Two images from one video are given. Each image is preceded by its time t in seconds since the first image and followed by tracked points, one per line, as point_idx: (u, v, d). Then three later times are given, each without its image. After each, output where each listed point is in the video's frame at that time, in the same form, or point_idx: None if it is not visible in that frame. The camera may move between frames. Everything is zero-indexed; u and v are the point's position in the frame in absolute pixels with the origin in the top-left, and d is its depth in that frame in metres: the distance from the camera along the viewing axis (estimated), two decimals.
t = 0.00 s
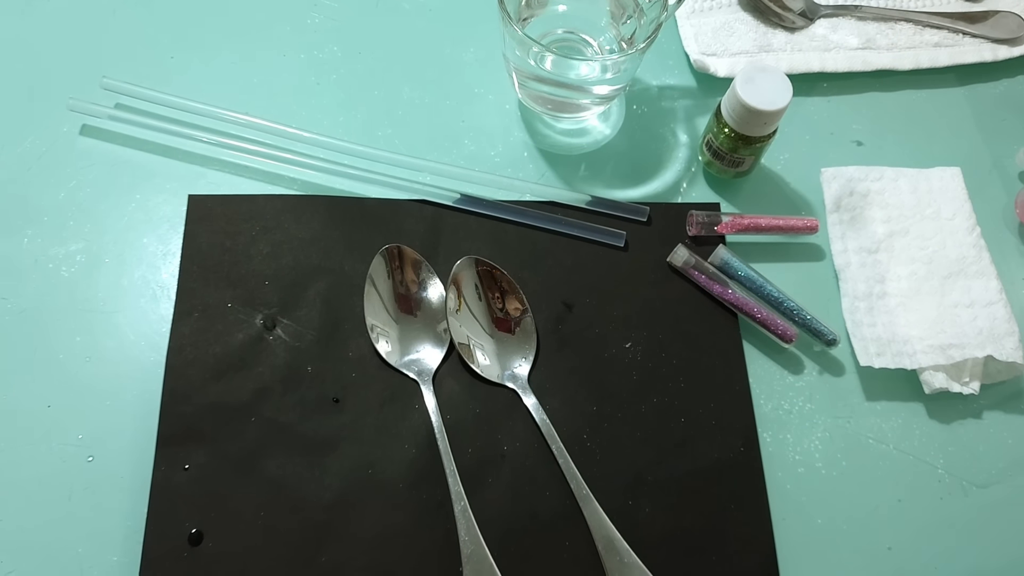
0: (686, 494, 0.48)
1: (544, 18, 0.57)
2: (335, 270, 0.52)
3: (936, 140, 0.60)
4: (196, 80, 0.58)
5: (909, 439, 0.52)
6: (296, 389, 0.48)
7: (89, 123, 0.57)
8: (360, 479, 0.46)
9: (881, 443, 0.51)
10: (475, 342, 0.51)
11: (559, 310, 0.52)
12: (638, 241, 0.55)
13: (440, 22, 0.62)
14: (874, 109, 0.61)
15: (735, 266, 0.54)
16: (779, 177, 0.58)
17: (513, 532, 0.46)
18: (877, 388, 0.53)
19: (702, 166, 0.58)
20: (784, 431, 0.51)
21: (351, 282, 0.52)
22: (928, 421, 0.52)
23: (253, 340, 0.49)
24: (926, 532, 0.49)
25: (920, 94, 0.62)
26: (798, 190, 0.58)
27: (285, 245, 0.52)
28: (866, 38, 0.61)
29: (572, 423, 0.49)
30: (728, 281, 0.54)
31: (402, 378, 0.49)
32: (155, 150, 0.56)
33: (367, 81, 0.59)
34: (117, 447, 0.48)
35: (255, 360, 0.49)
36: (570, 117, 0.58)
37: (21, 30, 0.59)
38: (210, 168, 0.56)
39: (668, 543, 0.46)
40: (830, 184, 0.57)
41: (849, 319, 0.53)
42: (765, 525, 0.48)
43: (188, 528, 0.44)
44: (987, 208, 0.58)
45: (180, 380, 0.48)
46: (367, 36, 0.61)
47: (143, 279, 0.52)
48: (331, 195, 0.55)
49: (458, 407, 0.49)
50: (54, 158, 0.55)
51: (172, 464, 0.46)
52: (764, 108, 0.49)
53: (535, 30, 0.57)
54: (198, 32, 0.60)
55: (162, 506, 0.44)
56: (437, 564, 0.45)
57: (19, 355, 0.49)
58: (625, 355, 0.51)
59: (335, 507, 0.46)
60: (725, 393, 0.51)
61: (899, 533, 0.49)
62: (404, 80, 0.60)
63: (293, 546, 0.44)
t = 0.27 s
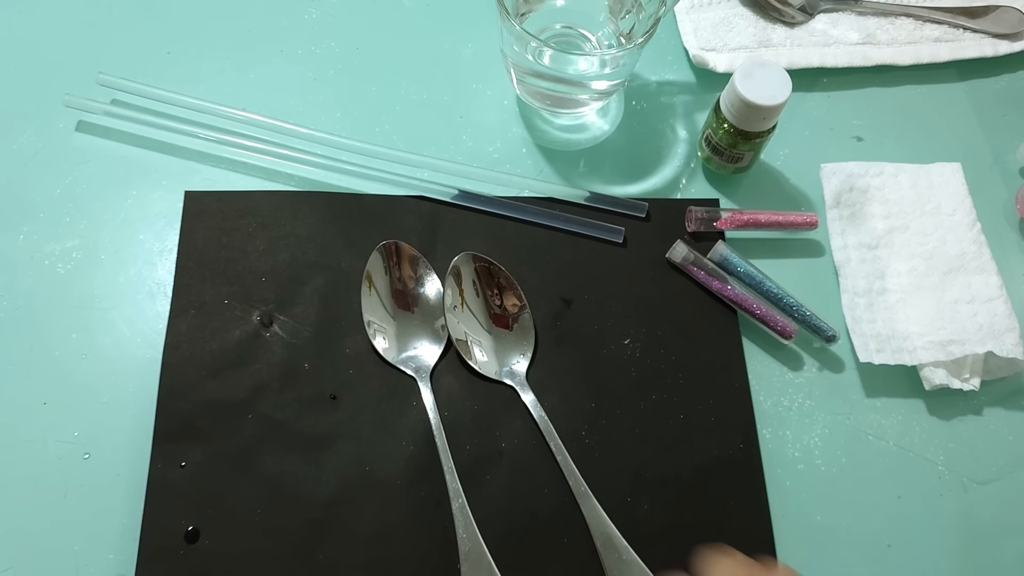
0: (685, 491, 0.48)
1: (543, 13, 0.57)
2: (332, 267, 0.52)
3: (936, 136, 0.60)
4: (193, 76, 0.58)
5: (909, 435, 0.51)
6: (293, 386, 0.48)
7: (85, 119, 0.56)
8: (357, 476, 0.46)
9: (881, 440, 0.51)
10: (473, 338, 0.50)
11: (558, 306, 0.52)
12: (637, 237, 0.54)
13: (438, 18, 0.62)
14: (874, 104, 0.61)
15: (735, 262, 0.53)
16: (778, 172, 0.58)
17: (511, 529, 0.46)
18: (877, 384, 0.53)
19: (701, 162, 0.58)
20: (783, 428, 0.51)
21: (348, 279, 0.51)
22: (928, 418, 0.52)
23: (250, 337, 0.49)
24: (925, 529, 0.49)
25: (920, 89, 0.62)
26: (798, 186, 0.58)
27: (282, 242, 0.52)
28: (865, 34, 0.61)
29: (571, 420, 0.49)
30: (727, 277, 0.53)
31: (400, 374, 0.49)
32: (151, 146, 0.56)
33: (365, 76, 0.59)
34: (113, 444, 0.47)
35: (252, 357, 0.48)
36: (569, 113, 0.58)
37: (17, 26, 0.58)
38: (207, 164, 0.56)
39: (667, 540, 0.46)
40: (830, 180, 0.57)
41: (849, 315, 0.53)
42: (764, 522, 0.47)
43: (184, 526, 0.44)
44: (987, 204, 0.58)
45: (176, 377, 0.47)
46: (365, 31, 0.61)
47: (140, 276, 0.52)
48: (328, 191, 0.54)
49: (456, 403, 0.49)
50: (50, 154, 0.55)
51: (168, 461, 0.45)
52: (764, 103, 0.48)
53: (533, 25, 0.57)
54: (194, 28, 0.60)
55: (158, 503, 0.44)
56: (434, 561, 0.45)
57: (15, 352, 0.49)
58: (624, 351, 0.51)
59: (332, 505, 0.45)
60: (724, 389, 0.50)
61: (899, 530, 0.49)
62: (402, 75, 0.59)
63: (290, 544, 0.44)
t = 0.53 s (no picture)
0: (685, 489, 0.47)
1: (541, 10, 0.57)
2: (331, 265, 0.51)
3: (936, 132, 0.60)
4: (191, 74, 0.58)
5: (909, 432, 0.51)
6: (291, 384, 0.48)
7: (83, 117, 0.56)
8: (356, 474, 0.46)
9: (881, 437, 0.51)
10: (472, 336, 0.50)
11: (557, 304, 0.52)
12: (636, 234, 0.54)
13: (436, 15, 0.61)
14: (874, 101, 0.61)
15: (734, 259, 0.53)
16: (777, 169, 0.58)
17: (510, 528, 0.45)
18: (877, 381, 0.53)
19: (700, 158, 0.58)
20: (783, 425, 0.51)
21: (347, 276, 0.51)
22: (928, 415, 0.52)
23: (249, 335, 0.49)
24: (925, 526, 0.49)
25: (920, 85, 0.62)
26: (797, 183, 0.58)
27: (280, 239, 0.52)
28: (865, 30, 0.61)
29: (570, 418, 0.49)
30: (727, 275, 0.53)
31: (399, 372, 0.49)
32: (149, 144, 0.56)
33: (363, 74, 0.59)
34: (112, 443, 0.47)
35: (250, 355, 0.48)
36: (568, 110, 0.58)
37: (15, 24, 0.58)
38: (205, 162, 0.56)
39: (667, 538, 0.46)
40: (829, 177, 0.57)
41: (848, 312, 0.53)
42: (764, 519, 0.47)
43: (183, 524, 0.44)
44: (987, 201, 0.58)
45: (175, 375, 0.47)
46: (363, 28, 0.60)
47: (138, 274, 0.52)
48: (327, 189, 0.54)
49: (455, 401, 0.49)
50: (48, 153, 0.55)
51: (167, 459, 0.45)
52: (763, 99, 0.48)
53: (531, 22, 0.57)
54: (192, 25, 0.59)
55: (157, 501, 0.44)
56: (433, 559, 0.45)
57: (13, 350, 0.49)
58: (623, 349, 0.51)
59: (331, 503, 0.45)
60: (723, 387, 0.50)
61: (899, 527, 0.49)
62: (400, 73, 0.59)
63: (289, 542, 0.44)
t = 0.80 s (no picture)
0: (685, 487, 0.47)
1: (541, 8, 0.57)
2: (331, 264, 0.51)
3: (937, 130, 0.60)
4: (191, 73, 0.58)
5: (909, 430, 0.51)
6: (291, 383, 0.48)
7: (83, 117, 0.56)
8: (356, 473, 0.46)
9: (881, 435, 0.51)
10: (473, 334, 0.50)
11: (557, 302, 0.52)
12: (636, 233, 0.54)
13: (436, 13, 0.61)
14: (874, 99, 0.61)
15: (734, 257, 0.53)
16: (778, 167, 0.58)
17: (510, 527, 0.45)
18: (878, 379, 0.52)
19: (700, 157, 0.58)
20: (783, 424, 0.51)
21: (346, 275, 0.51)
22: (928, 413, 0.52)
23: (249, 334, 0.49)
24: (926, 525, 0.49)
25: (920, 83, 0.62)
26: (798, 181, 0.58)
27: (280, 238, 0.52)
28: (865, 28, 0.61)
29: (570, 417, 0.49)
30: (727, 273, 0.53)
31: (399, 371, 0.49)
32: (149, 143, 0.56)
33: (363, 73, 0.59)
34: (112, 442, 0.47)
35: (250, 354, 0.48)
36: (568, 108, 0.58)
37: (16, 23, 0.58)
38: (205, 161, 0.56)
39: (666, 537, 0.46)
40: (829, 175, 0.57)
41: (849, 310, 0.53)
42: (763, 517, 0.47)
43: (184, 523, 0.44)
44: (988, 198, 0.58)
45: (175, 375, 0.47)
46: (362, 27, 0.60)
47: (138, 273, 0.52)
48: (327, 188, 0.54)
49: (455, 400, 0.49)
50: (48, 152, 0.55)
51: (167, 459, 0.45)
52: (763, 97, 0.48)
53: (531, 21, 0.57)
54: (192, 25, 0.59)
55: (157, 501, 0.44)
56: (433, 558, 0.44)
57: (14, 349, 0.49)
58: (623, 347, 0.51)
59: (331, 502, 0.45)
60: (724, 385, 0.50)
61: (899, 525, 0.49)
62: (400, 72, 0.59)
63: (289, 541, 0.44)
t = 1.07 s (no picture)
0: (685, 486, 0.47)
1: (541, 7, 0.57)
2: (331, 263, 0.52)
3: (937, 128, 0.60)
4: (191, 73, 0.58)
5: (910, 429, 0.51)
6: (292, 382, 0.48)
7: (83, 116, 0.56)
8: (356, 472, 0.46)
9: (882, 434, 0.51)
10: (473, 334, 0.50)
11: (557, 301, 0.52)
12: (637, 231, 0.54)
13: (436, 12, 0.61)
14: (875, 97, 0.61)
15: (734, 256, 0.53)
16: (778, 166, 0.58)
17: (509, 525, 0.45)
18: (878, 378, 0.52)
19: (700, 155, 0.58)
20: (784, 422, 0.51)
21: (347, 274, 0.51)
22: (929, 412, 0.52)
23: (249, 333, 0.49)
24: (926, 523, 0.49)
25: (921, 81, 0.61)
26: (798, 179, 0.58)
27: (280, 237, 0.52)
28: (865, 26, 0.61)
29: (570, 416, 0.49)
30: (727, 272, 0.53)
31: (399, 370, 0.49)
32: (149, 143, 0.56)
33: (363, 72, 0.59)
34: (113, 441, 0.48)
35: (251, 353, 0.48)
36: (568, 107, 0.58)
37: (16, 24, 0.58)
38: (206, 160, 0.56)
39: (666, 536, 0.46)
40: (829, 173, 0.57)
41: (849, 308, 0.53)
42: (763, 516, 0.47)
43: (184, 522, 0.44)
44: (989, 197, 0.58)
45: (176, 374, 0.47)
46: (362, 26, 0.60)
47: (139, 272, 0.52)
48: (327, 187, 0.54)
49: (455, 399, 0.49)
50: (49, 152, 0.55)
51: (168, 458, 0.45)
52: (763, 96, 0.48)
53: (531, 20, 0.57)
54: (192, 24, 0.59)
55: (158, 500, 0.44)
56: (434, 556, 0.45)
57: (14, 349, 0.49)
58: (624, 346, 0.51)
59: (331, 501, 0.45)
60: (724, 384, 0.50)
61: (899, 524, 0.49)
62: (400, 71, 0.59)
63: (289, 540, 0.44)
